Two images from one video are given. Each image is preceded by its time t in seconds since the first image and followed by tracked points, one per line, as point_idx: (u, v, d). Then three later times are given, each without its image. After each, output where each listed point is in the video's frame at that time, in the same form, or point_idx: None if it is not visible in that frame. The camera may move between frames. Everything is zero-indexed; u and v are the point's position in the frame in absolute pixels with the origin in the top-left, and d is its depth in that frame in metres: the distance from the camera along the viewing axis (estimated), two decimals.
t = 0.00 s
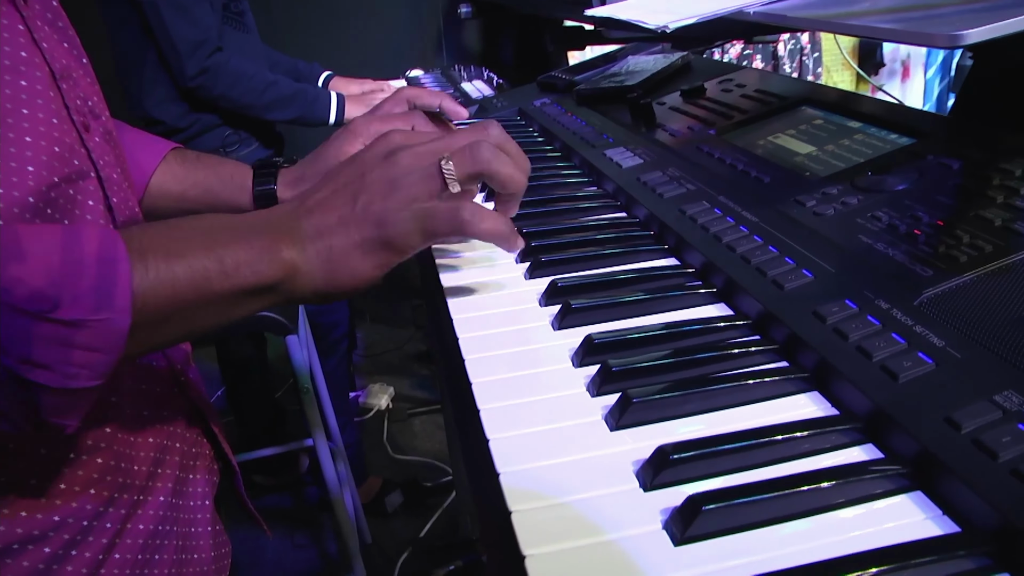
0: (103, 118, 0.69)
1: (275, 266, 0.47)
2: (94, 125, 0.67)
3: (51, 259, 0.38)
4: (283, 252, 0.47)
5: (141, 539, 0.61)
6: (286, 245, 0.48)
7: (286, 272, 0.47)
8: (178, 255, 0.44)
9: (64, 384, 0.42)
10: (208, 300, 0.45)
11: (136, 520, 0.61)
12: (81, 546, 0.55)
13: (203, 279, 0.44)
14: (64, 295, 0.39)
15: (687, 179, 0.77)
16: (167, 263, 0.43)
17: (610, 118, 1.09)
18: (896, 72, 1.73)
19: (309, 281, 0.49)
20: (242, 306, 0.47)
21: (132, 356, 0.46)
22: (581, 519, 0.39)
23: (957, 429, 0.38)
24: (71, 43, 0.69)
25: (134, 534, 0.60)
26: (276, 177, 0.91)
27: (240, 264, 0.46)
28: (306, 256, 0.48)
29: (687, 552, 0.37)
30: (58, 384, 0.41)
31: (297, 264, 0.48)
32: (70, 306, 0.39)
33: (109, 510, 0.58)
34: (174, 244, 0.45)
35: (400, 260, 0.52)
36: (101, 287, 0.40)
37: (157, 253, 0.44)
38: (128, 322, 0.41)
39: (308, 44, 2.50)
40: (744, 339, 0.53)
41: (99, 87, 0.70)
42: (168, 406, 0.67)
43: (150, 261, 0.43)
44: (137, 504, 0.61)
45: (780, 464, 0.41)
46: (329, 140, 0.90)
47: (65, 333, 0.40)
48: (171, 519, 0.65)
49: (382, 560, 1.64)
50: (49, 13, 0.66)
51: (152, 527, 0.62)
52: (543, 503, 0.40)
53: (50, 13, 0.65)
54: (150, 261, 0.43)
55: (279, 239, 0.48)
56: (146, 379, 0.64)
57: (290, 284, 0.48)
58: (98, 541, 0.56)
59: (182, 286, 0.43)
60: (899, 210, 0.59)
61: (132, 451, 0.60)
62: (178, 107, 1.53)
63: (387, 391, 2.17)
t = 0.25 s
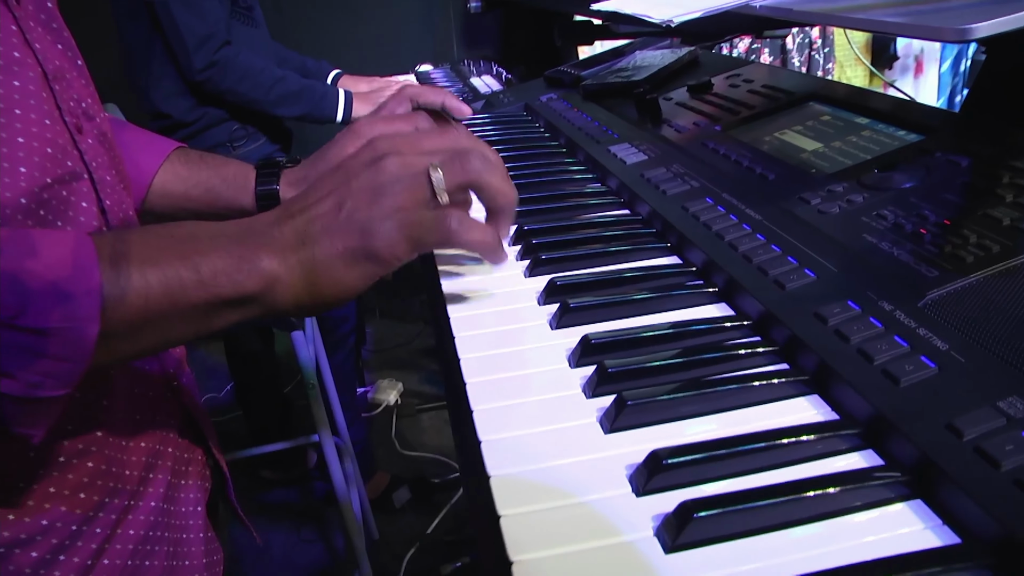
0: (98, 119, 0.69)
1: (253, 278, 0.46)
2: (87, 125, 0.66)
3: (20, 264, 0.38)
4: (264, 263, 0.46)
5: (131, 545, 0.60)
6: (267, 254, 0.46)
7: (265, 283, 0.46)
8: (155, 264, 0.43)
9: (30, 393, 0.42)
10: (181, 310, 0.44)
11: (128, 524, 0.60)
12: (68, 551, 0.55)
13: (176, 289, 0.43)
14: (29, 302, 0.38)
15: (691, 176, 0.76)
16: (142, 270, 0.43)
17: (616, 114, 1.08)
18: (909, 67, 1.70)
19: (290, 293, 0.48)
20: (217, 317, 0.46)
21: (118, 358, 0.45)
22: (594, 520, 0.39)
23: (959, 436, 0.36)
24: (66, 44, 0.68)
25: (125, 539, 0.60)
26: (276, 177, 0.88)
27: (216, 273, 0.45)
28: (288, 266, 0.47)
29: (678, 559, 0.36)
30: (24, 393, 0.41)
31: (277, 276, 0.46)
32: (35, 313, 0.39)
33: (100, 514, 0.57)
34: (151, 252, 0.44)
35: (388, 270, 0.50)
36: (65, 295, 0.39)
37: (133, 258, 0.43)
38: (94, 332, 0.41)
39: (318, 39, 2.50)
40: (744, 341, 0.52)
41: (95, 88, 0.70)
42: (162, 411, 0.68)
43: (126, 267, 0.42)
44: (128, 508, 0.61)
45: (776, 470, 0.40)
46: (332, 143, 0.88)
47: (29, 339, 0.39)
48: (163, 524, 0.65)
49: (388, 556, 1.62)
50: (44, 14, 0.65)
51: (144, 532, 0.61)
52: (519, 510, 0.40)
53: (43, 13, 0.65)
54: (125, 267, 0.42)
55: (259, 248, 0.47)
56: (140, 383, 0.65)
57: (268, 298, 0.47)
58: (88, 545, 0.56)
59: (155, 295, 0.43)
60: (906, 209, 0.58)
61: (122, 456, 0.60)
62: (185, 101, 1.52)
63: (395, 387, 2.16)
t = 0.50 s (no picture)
0: (104, 126, 0.66)
1: (264, 293, 0.46)
2: (92, 133, 0.64)
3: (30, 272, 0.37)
4: (275, 278, 0.46)
5: (130, 554, 0.59)
6: (279, 270, 0.46)
7: (276, 299, 0.46)
8: (166, 277, 0.43)
9: (34, 406, 0.40)
10: (191, 323, 0.43)
11: (125, 534, 0.60)
12: (65, 560, 0.54)
13: (188, 302, 0.43)
14: (39, 310, 0.37)
15: (699, 187, 0.75)
16: (154, 282, 0.42)
17: (626, 123, 1.07)
18: (928, 76, 1.68)
19: (301, 311, 0.48)
20: (223, 332, 0.46)
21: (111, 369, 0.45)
22: (620, 537, 0.38)
23: (963, 463, 0.35)
24: (73, 52, 0.66)
25: (122, 549, 0.59)
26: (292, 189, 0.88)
27: (229, 287, 0.44)
28: (299, 284, 0.47)
29: None
30: (28, 406, 0.40)
31: (288, 292, 0.46)
32: (44, 323, 0.38)
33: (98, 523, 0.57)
34: (162, 263, 0.43)
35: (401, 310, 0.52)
36: (76, 302, 0.38)
37: (144, 270, 0.42)
38: (103, 343, 0.40)
39: (333, 44, 2.50)
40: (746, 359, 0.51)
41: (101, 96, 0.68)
42: (162, 420, 0.67)
43: (138, 279, 0.42)
44: (128, 518, 0.60)
45: (774, 493, 0.39)
46: (358, 158, 0.89)
47: (35, 351, 0.38)
48: (161, 533, 0.64)
49: (397, 560, 1.61)
50: (53, 21, 0.64)
51: (142, 542, 0.61)
52: (497, 532, 0.39)
53: (50, 21, 0.63)
54: (138, 280, 0.42)
55: (272, 262, 0.46)
56: (137, 392, 0.64)
57: (278, 314, 0.47)
58: (85, 555, 0.55)
59: (165, 308, 0.42)
60: (915, 224, 0.56)
61: (122, 465, 0.60)
62: (199, 104, 1.52)
63: (407, 391, 2.15)
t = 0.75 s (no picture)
0: (104, 120, 0.65)
1: (285, 275, 0.45)
2: (92, 128, 0.63)
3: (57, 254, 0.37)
4: (294, 261, 0.45)
5: (131, 547, 0.59)
6: (297, 254, 0.46)
7: (296, 282, 0.46)
8: (186, 260, 0.42)
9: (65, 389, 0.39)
10: (214, 306, 0.43)
11: (126, 527, 0.59)
12: (64, 553, 0.54)
13: (209, 285, 0.42)
14: (69, 290, 0.37)
15: (700, 188, 0.74)
16: (174, 266, 0.42)
17: (630, 122, 1.07)
18: (939, 77, 1.67)
19: (321, 293, 0.47)
20: (244, 316, 0.45)
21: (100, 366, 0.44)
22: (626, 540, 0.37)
23: (958, 472, 0.35)
24: (73, 46, 0.65)
25: (124, 542, 0.58)
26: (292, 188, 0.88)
27: (249, 269, 0.44)
28: (318, 267, 0.46)
29: None
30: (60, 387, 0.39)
31: (308, 275, 0.46)
32: (75, 303, 0.37)
33: (98, 517, 0.56)
34: (179, 249, 0.43)
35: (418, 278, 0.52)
36: (105, 281, 0.38)
37: (162, 255, 0.42)
38: (134, 323, 0.39)
39: (342, 43, 2.50)
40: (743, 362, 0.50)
41: (102, 90, 0.67)
42: (163, 415, 0.66)
43: (158, 262, 0.41)
44: (128, 512, 0.59)
45: (769, 499, 0.38)
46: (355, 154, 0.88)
47: (68, 334, 0.37)
48: (163, 528, 0.63)
49: (400, 559, 1.60)
50: (53, 14, 0.62)
51: (143, 535, 0.60)
52: (494, 533, 0.38)
53: (51, 15, 0.62)
54: (158, 263, 0.41)
55: (291, 247, 0.46)
56: (141, 386, 0.63)
57: (297, 297, 0.46)
58: (83, 549, 0.55)
59: (189, 290, 0.41)
60: (917, 227, 0.56)
61: (122, 459, 0.59)
62: (205, 100, 1.52)
63: (413, 389, 2.13)
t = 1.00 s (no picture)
0: (106, 119, 0.64)
1: (280, 278, 0.45)
2: (95, 126, 0.62)
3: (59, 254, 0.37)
4: (289, 263, 0.45)
5: (129, 542, 0.59)
6: (291, 256, 0.46)
7: (291, 284, 0.45)
8: (184, 262, 0.42)
9: (65, 386, 0.39)
10: (210, 307, 0.43)
11: (126, 521, 0.59)
12: (65, 547, 0.54)
13: (205, 286, 0.42)
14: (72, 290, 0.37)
15: (702, 192, 0.74)
16: (172, 268, 0.42)
17: (634, 124, 1.06)
18: (950, 80, 1.65)
19: (314, 294, 0.47)
20: (241, 317, 0.45)
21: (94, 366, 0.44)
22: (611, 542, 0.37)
23: (955, 483, 0.34)
24: (78, 45, 0.64)
25: (125, 536, 0.58)
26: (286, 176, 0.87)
27: (244, 272, 0.44)
28: (312, 268, 0.46)
29: None
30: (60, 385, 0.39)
31: (303, 276, 0.46)
32: (76, 302, 0.37)
33: (98, 512, 0.56)
34: (178, 251, 0.43)
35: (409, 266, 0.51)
36: (106, 282, 0.38)
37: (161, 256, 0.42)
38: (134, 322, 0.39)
39: (348, 40, 2.50)
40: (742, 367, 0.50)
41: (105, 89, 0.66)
42: (164, 411, 0.66)
43: (157, 264, 0.41)
44: (127, 507, 0.59)
45: (763, 507, 0.38)
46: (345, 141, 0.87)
47: (70, 332, 0.37)
48: (162, 522, 0.63)
49: (402, 558, 1.60)
50: (58, 14, 0.61)
51: (142, 530, 0.60)
52: (498, 537, 0.38)
53: (56, 13, 0.61)
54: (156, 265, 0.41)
55: (286, 249, 0.46)
56: (142, 381, 0.63)
57: (294, 298, 0.46)
58: (85, 543, 0.55)
59: (186, 292, 0.42)
60: (919, 233, 0.55)
61: (123, 454, 0.59)
62: (210, 96, 1.52)
63: (417, 389, 2.12)
